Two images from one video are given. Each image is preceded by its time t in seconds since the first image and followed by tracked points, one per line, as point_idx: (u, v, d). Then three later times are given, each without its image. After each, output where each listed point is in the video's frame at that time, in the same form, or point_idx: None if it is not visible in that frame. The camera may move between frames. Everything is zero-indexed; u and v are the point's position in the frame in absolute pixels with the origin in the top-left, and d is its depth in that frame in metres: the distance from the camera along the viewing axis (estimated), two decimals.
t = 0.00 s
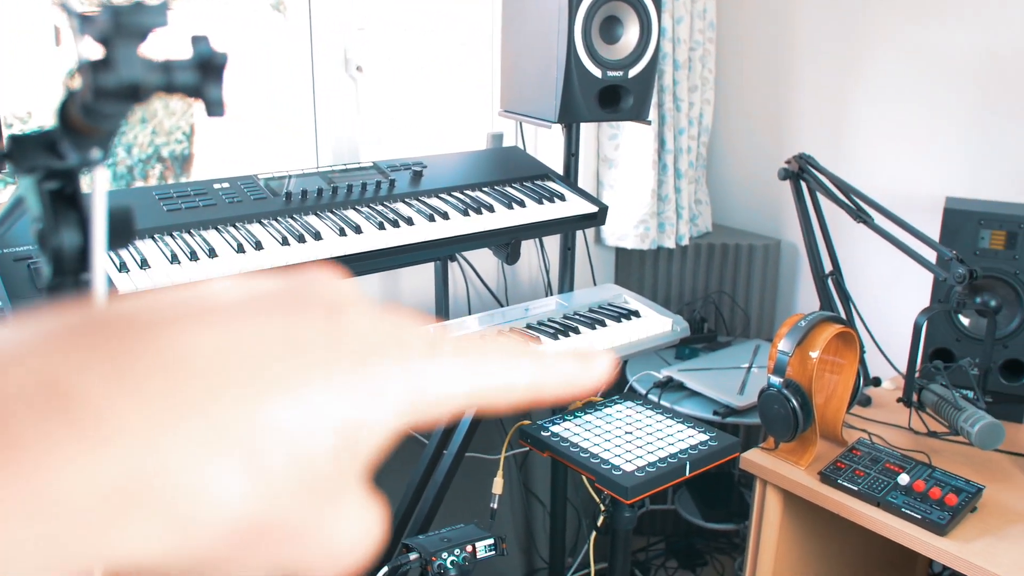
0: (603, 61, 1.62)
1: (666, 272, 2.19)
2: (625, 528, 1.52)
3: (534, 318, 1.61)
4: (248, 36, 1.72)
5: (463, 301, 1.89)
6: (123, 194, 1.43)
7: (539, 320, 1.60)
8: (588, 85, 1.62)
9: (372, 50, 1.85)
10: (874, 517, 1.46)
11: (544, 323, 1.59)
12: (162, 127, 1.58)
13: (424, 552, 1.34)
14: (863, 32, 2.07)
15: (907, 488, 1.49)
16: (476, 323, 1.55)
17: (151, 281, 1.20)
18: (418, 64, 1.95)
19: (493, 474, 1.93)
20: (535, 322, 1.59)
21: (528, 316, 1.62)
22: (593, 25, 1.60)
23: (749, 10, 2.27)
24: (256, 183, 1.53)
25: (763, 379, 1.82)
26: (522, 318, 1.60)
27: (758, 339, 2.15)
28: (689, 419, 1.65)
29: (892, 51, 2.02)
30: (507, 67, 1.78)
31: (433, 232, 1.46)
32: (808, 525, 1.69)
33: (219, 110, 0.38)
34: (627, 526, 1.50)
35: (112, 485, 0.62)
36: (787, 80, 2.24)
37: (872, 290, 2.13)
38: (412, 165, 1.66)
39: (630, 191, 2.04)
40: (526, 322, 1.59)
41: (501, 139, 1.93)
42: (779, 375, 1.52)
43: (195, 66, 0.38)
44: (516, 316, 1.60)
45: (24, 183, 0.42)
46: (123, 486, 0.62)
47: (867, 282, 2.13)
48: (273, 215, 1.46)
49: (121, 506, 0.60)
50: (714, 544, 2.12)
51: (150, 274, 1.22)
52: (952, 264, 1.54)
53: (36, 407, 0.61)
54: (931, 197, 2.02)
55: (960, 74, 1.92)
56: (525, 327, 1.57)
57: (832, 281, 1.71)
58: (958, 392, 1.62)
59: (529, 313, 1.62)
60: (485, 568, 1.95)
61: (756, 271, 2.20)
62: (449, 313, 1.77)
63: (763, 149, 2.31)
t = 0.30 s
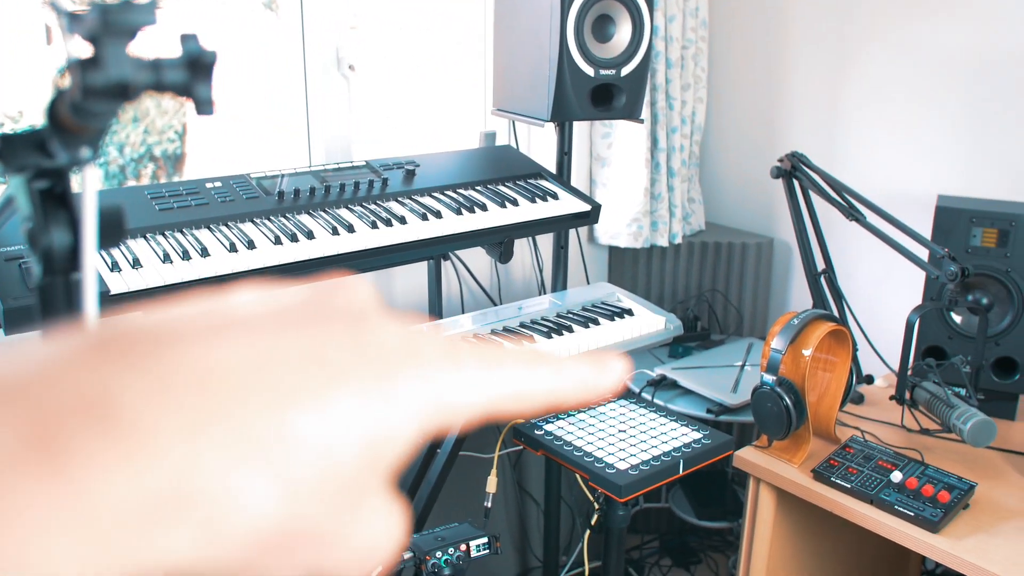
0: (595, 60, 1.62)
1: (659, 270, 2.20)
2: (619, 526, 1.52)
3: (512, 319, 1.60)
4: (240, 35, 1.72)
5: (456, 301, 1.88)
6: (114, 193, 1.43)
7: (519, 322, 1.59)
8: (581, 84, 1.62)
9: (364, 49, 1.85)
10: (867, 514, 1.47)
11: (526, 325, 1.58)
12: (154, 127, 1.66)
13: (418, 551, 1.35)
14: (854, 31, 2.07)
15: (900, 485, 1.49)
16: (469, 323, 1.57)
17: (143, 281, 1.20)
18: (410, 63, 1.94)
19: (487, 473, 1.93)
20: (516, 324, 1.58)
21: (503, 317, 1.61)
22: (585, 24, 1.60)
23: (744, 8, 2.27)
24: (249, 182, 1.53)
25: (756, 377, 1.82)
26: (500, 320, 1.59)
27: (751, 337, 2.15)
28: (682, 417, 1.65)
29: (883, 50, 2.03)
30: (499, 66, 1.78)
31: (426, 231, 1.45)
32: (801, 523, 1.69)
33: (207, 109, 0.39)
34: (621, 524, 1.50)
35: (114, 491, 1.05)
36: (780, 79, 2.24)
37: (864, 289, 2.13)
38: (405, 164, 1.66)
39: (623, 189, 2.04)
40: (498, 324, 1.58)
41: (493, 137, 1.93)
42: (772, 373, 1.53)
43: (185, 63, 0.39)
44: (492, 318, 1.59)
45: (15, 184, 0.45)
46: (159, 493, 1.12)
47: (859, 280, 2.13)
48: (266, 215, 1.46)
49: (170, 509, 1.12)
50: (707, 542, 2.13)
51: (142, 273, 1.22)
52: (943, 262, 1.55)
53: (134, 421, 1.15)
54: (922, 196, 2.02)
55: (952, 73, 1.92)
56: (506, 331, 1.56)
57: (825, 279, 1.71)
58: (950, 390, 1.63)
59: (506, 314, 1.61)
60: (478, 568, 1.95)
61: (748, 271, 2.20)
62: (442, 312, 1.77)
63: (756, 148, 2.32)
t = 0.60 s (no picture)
0: (597, 59, 1.62)
1: (662, 269, 2.19)
2: (622, 525, 1.52)
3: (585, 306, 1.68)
4: (242, 35, 1.72)
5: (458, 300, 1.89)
6: (117, 193, 1.43)
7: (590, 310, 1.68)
8: (583, 83, 1.62)
9: (365, 48, 1.85)
10: (870, 514, 1.46)
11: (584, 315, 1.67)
12: (157, 125, 1.66)
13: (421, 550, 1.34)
14: (856, 29, 2.07)
15: (903, 485, 1.49)
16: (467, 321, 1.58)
17: (146, 280, 1.20)
18: (411, 63, 1.94)
19: (489, 473, 1.93)
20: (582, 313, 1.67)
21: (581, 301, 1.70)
22: (588, 22, 1.59)
23: (747, 7, 2.27)
24: (251, 182, 1.53)
25: (759, 376, 1.82)
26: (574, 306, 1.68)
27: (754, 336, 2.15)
28: (685, 417, 1.65)
29: (886, 48, 2.03)
30: (501, 65, 1.78)
31: (428, 230, 1.45)
32: (804, 522, 1.69)
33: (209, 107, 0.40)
34: (624, 524, 1.50)
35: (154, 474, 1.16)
36: (782, 78, 2.24)
37: (868, 288, 2.13)
38: (407, 163, 1.66)
39: (625, 188, 2.04)
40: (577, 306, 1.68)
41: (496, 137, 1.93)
42: (775, 373, 1.52)
43: (187, 63, 0.40)
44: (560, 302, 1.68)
45: (17, 183, 0.45)
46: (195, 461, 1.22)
47: (862, 279, 2.13)
48: (268, 214, 1.45)
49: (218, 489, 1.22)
50: (711, 541, 2.13)
51: (145, 272, 1.22)
52: (947, 262, 1.54)
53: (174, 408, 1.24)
54: (925, 195, 2.02)
55: (956, 71, 1.92)
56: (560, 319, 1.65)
57: (827, 279, 1.71)
58: (953, 390, 1.62)
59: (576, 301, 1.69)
60: (481, 567, 1.95)
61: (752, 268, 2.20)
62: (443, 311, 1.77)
63: (758, 147, 2.31)
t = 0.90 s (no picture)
0: (626, 59, 1.61)
1: (690, 270, 2.18)
2: (649, 527, 1.51)
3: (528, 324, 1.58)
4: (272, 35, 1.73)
5: (485, 300, 1.89)
6: (149, 190, 1.44)
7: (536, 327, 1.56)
8: (611, 84, 1.62)
9: (394, 48, 1.85)
10: (901, 520, 1.44)
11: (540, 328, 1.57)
12: (185, 124, 1.69)
13: (447, 549, 1.33)
14: (886, 30, 2.05)
15: (934, 491, 1.47)
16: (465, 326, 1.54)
17: (177, 277, 1.21)
18: (439, 63, 1.95)
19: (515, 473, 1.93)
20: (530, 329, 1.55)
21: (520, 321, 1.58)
22: (616, 22, 1.58)
23: (775, 8, 2.25)
24: (280, 180, 1.53)
25: (787, 379, 1.80)
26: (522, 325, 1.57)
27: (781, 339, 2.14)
28: (713, 419, 1.63)
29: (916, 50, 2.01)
30: (529, 65, 1.78)
31: (455, 230, 1.45)
32: (833, 526, 1.67)
33: (247, 105, 0.41)
34: (651, 525, 1.49)
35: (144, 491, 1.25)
36: (811, 79, 2.22)
37: (897, 291, 2.11)
38: (435, 162, 1.66)
39: (652, 189, 2.03)
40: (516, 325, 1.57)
41: (523, 136, 1.93)
42: (804, 376, 1.51)
43: (226, 63, 0.41)
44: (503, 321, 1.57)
45: (58, 181, 0.46)
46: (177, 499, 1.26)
47: (891, 282, 2.11)
48: (296, 212, 1.46)
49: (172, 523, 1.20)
50: (737, 545, 2.11)
51: (176, 269, 1.22)
52: (979, 266, 1.52)
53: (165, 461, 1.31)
54: (957, 197, 1.99)
55: (989, 72, 1.89)
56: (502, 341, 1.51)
57: (857, 281, 1.69)
58: (986, 394, 1.60)
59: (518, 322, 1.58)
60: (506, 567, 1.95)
61: (780, 269, 2.18)
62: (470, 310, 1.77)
63: (786, 149, 2.30)
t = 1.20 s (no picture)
0: (683, 60, 1.60)
1: (742, 273, 2.17)
2: (697, 531, 1.50)
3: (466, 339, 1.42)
4: (331, 35, 1.75)
5: (536, 300, 1.89)
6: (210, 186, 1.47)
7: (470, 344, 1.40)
8: (668, 85, 1.61)
9: (451, 48, 1.87)
10: (957, 533, 1.41)
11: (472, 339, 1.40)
12: (241, 120, 1.71)
13: (494, 548, 1.34)
14: (950, 30, 2.01)
15: (992, 504, 1.43)
16: (504, 329, 1.52)
17: (235, 272, 1.23)
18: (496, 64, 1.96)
19: (562, 473, 1.94)
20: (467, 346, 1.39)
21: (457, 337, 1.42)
22: (673, 24, 1.58)
23: (834, 8, 2.22)
24: (336, 177, 1.55)
25: (840, 386, 1.78)
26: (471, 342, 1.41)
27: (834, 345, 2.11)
28: (764, 424, 1.62)
29: (981, 52, 1.96)
30: (585, 65, 1.78)
31: (510, 229, 1.45)
32: (884, 537, 1.64)
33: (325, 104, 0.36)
34: (698, 530, 1.48)
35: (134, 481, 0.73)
36: (870, 80, 2.18)
37: (956, 298, 2.07)
38: (489, 162, 1.67)
39: (706, 191, 2.02)
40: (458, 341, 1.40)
41: (577, 137, 1.93)
42: (859, 383, 1.48)
43: (303, 59, 0.36)
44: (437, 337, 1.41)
45: (127, 175, 0.41)
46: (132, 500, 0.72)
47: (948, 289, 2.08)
48: (353, 209, 1.47)
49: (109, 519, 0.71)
50: (784, 552, 2.09)
51: (235, 264, 1.25)
52: None
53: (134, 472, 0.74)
54: (1020, 204, 1.94)
55: None
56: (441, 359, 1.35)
57: (915, 288, 1.66)
58: None
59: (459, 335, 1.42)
60: (551, 567, 1.96)
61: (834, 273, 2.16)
62: (522, 310, 1.78)
63: (842, 151, 2.26)
